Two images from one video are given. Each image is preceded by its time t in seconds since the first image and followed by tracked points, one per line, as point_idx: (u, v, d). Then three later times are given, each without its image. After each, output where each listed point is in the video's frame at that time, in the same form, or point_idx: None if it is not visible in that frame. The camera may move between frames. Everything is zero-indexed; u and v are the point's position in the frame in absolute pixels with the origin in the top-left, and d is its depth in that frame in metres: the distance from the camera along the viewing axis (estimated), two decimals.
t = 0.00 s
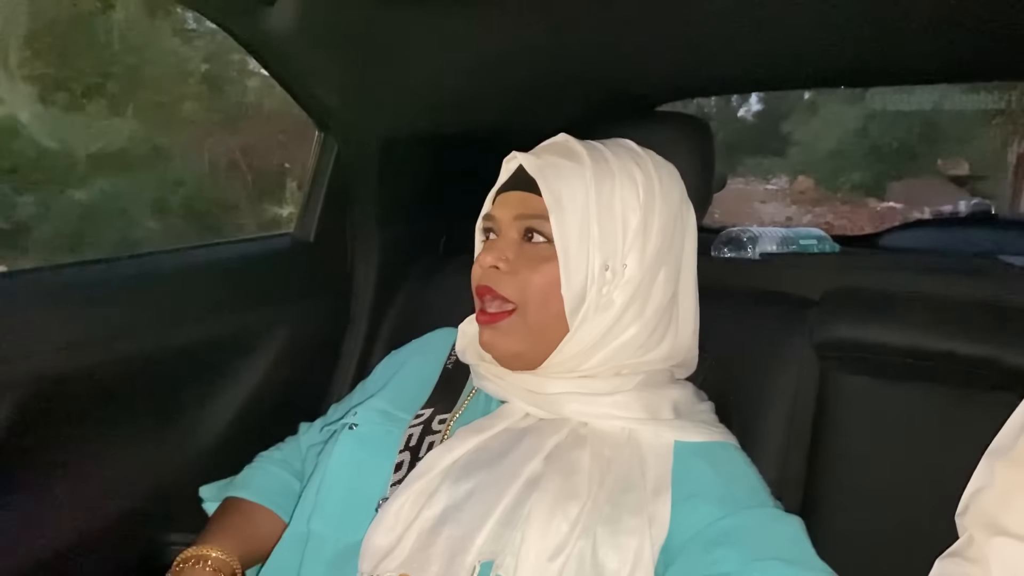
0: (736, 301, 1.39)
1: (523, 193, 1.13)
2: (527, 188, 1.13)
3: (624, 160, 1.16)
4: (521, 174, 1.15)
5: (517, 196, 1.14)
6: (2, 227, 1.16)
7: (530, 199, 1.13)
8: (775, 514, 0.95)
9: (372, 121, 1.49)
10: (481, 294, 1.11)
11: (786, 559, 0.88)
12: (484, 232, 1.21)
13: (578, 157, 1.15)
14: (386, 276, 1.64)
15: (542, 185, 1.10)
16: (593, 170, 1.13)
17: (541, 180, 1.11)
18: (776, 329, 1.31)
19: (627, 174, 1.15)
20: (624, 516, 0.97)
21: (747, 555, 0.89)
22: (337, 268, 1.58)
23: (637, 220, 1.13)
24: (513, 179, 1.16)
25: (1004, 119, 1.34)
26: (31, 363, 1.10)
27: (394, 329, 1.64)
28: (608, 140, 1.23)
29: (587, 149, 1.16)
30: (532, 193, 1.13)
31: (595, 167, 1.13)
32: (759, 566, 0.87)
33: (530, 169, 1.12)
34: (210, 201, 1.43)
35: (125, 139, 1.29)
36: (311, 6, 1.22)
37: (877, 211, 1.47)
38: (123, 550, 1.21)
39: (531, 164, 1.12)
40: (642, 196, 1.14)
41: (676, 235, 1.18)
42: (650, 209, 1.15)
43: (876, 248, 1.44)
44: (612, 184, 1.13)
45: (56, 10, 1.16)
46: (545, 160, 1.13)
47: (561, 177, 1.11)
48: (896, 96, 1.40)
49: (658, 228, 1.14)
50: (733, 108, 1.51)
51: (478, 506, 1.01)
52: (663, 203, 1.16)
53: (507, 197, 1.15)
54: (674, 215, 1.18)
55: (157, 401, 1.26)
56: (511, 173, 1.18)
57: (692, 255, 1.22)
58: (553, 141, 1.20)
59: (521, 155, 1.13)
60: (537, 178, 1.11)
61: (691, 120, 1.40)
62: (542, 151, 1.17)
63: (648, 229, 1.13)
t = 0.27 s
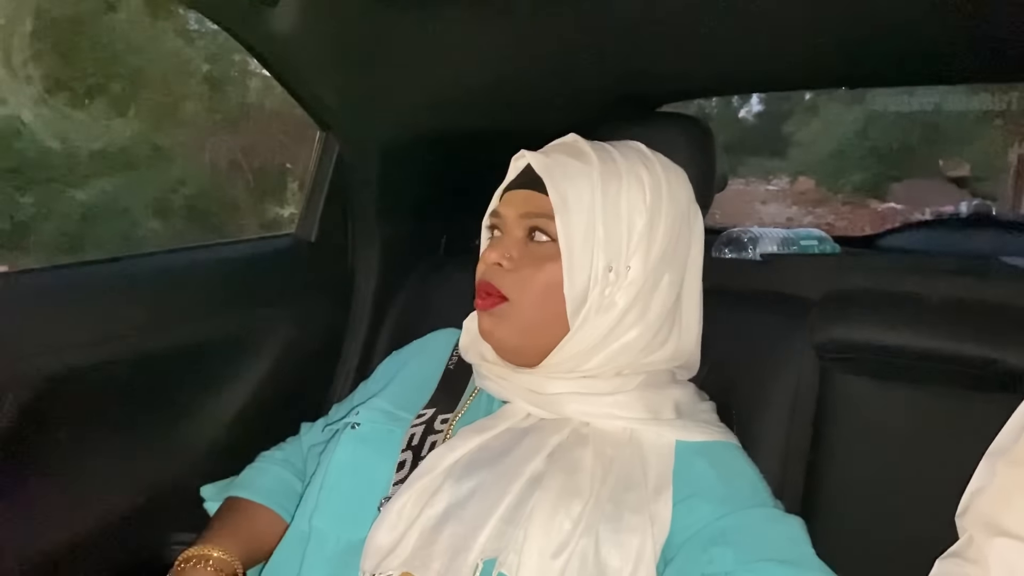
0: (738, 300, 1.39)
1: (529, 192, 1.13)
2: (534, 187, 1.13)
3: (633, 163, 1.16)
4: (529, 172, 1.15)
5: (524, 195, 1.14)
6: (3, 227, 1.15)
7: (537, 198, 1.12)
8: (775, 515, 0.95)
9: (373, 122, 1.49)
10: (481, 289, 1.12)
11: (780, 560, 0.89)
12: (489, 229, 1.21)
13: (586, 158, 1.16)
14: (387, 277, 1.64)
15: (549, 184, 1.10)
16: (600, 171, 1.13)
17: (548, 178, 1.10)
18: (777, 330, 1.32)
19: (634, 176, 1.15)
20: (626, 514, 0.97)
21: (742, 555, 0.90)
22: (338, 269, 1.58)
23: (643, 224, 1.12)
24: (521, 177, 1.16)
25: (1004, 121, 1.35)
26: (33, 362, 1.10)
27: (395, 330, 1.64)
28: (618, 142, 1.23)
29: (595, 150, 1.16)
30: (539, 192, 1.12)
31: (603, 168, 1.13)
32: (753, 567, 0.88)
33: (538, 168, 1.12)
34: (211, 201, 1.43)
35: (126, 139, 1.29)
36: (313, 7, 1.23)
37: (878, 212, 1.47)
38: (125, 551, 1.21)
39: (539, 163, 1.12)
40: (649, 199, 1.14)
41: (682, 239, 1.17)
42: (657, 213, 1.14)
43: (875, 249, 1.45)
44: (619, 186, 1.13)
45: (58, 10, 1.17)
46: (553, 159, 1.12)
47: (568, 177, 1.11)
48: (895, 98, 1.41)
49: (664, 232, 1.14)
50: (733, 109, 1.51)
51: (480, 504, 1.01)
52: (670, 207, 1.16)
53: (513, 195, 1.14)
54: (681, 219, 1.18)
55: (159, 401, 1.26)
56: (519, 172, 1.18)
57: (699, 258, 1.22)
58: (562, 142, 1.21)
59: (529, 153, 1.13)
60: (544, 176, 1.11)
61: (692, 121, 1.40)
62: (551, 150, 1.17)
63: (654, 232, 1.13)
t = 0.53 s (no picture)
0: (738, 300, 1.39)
1: (548, 187, 1.15)
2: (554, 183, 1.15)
3: (659, 179, 1.14)
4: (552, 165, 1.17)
5: (541, 188, 1.15)
6: (4, 227, 1.15)
7: (550, 194, 1.14)
8: (776, 513, 0.95)
9: (374, 122, 1.49)
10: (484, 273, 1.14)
11: (780, 559, 0.89)
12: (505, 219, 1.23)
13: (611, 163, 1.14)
14: (388, 277, 1.64)
15: (565, 181, 1.11)
16: (619, 178, 1.11)
17: (566, 175, 1.11)
18: (778, 328, 1.31)
19: (654, 189, 1.13)
20: (626, 511, 0.97)
21: (742, 554, 0.90)
22: (339, 269, 1.58)
23: (653, 239, 1.10)
24: (544, 170, 1.18)
25: (1007, 123, 1.36)
26: (32, 362, 1.10)
27: (396, 329, 1.64)
28: (653, 154, 1.21)
29: (622, 156, 1.15)
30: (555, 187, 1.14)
31: (623, 175, 1.12)
32: (753, 565, 0.88)
33: (560, 163, 1.13)
34: (212, 201, 1.43)
35: (128, 140, 1.29)
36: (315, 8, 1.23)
37: (879, 213, 1.47)
38: (125, 550, 1.21)
39: (562, 159, 1.13)
40: (664, 215, 1.12)
41: (695, 260, 1.15)
42: (670, 229, 1.12)
43: (876, 249, 1.44)
44: (635, 197, 1.11)
45: (60, 10, 1.17)
46: (575, 157, 1.13)
47: (586, 178, 1.11)
48: (897, 98, 1.41)
49: (674, 250, 1.12)
50: (734, 110, 1.52)
51: (481, 500, 1.01)
52: (686, 226, 1.14)
53: (532, 186, 1.16)
54: (697, 239, 1.15)
55: (160, 401, 1.26)
56: (543, 164, 1.19)
57: (722, 277, 1.21)
58: (596, 142, 1.19)
59: (556, 149, 1.15)
60: (563, 173, 1.12)
61: (692, 121, 1.40)
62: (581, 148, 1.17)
63: (663, 249, 1.11)
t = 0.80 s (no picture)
0: (738, 301, 1.38)
1: (548, 197, 1.13)
2: (553, 191, 1.13)
3: (658, 179, 1.14)
4: (550, 172, 1.15)
5: (541, 197, 1.14)
6: (3, 227, 1.15)
7: (553, 204, 1.12)
8: (777, 514, 0.95)
9: (376, 123, 1.49)
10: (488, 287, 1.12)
11: (781, 560, 0.89)
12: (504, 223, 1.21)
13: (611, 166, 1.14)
14: (389, 277, 1.65)
15: (567, 192, 1.10)
16: (622, 184, 1.11)
17: (568, 186, 1.10)
18: (780, 328, 1.30)
19: (655, 193, 1.13)
20: (627, 512, 0.97)
21: (742, 555, 0.90)
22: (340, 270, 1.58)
23: (657, 243, 1.11)
24: (542, 177, 1.16)
25: (1007, 123, 1.35)
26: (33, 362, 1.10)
27: (397, 329, 1.64)
28: (647, 149, 1.21)
29: (621, 159, 1.15)
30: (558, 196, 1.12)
31: (625, 180, 1.12)
32: (752, 566, 0.88)
33: (559, 172, 1.12)
34: (214, 202, 1.43)
35: (129, 140, 1.29)
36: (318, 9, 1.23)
37: (880, 214, 1.50)
38: (126, 551, 1.21)
39: (562, 169, 1.12)
40: (667, 218, 1.12)
41: (696, 259, 1.16)
42: (672, 233, 1.13)
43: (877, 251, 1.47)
44: (639, 203, 1.11)
45: (62, 10, 1.16)
46: (575, 165, 1.12)
47: (589, 187, 1.10)
48: (898, 100, 1.41)
49: (677, 253, 1.13)
50: (735, 112, 1.50)
51: (482, 502, 1.01)
52: (687, 227, 1.14)
53: (531, 196, 1.14)
54: (698, 239, 1.16)
55: (161, 401, 1.26)
56: (541, 169, 1.18)
57: (719, 276, 1.22)
58: (592, 143, 1.19)
59: (554, 156, 1.13)
60: (564, 183, 1.11)
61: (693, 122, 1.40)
62: (579, 154, 1.16)
63: (666, 252, 1.12)
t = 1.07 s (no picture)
0: (738, 302, 1.38)
1: (557, 194, 1.13)
2: (563, 189, 1.13)
3: (664, 182, 1.15)
4: (559, 171, 1.15)
5: (550, 195, 1.14)
6: (5, 227, 1.15)
7: (562, 201, 1.12)
8: (774, 516, 0.95)
9: (376, 124, 1.49)
10: (494, 282, 1.11)
11: (780, 562, 0.88)
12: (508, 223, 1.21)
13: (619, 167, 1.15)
14: (389, 279, 1.65)
15: (578, 189, 1.10)
16: (631, 185, 1.12)
17: (579, 183, 1.11)
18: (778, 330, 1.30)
19: (662, 194, 1.14)
20: (624, 515, 0.97)
21: (740, 557, 0.90)
22: (340, 271, 1.58)
23: (663, 244, 1.11)
24: (551, 175, 1.16)
25: (1007, 125, 1.35)
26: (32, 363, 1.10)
27: (397, 330, 1.64)
28: (651, 154, 1.22)
29: (629, 160, 1.15)
30: (566, 195, 1.13)
31: (633, 181, 1.12)
32: (750, 569, 0.88)
33: (570, 169, 1.12)
34: (214, 203, 1.43)
35: (129, 141, 1.29)
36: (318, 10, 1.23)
37: (881, 215, 1.49)
38: (125, 551, 1.21)
39: (572, 167, 1.12)
40: (672, 219, 1.13)
41: (698, 264, 1.17)
42: (677, 235, 1.13)
43: (880, 253, 1.46)
44: (647, 204, 1.12)
45: (62, 11, 1.17)
46: (585, 164, 1.12)
47: (599, 186, 1.11)
48: (898, 101, 1.40)
49: (681, 256, 1.13)
50: (736, 113, 1.50)
51: (479, 504, 1.01)
52: (691, 231, 1.15)
53: (539, 193, 1.14)
54: (699, 242, 1.17)
55: (161, 402, 1.26)
56: (549, 168, 1.18)
57: (715, 279, 1.23)
58: (597, 144, 1.20)
59: (564, 154, 1.13)
60: (575, 181, 1.11)
61: (693, 123, 1.40)
62: (588, 154, 1.16)
63: (671, 254, 1.12)
